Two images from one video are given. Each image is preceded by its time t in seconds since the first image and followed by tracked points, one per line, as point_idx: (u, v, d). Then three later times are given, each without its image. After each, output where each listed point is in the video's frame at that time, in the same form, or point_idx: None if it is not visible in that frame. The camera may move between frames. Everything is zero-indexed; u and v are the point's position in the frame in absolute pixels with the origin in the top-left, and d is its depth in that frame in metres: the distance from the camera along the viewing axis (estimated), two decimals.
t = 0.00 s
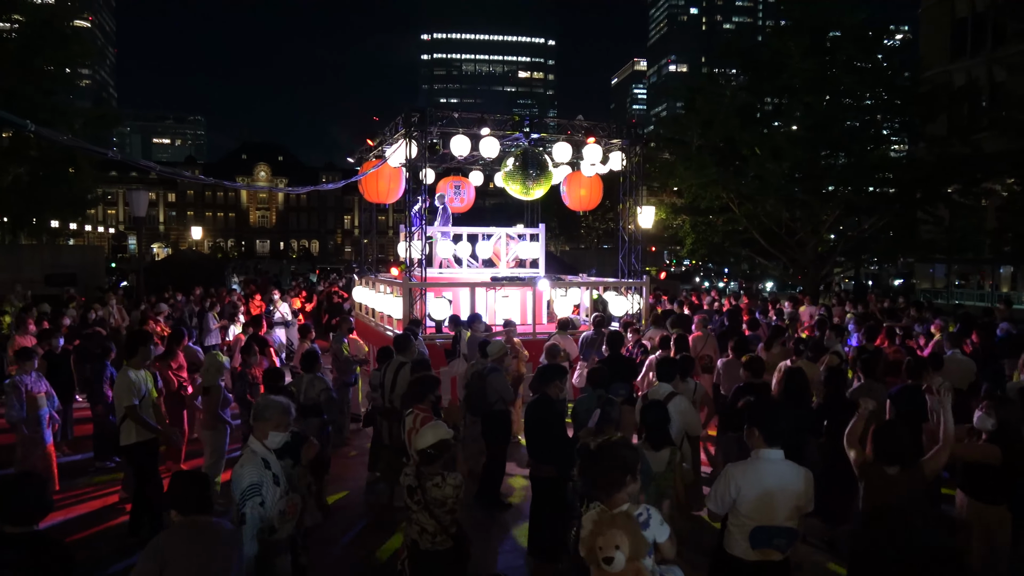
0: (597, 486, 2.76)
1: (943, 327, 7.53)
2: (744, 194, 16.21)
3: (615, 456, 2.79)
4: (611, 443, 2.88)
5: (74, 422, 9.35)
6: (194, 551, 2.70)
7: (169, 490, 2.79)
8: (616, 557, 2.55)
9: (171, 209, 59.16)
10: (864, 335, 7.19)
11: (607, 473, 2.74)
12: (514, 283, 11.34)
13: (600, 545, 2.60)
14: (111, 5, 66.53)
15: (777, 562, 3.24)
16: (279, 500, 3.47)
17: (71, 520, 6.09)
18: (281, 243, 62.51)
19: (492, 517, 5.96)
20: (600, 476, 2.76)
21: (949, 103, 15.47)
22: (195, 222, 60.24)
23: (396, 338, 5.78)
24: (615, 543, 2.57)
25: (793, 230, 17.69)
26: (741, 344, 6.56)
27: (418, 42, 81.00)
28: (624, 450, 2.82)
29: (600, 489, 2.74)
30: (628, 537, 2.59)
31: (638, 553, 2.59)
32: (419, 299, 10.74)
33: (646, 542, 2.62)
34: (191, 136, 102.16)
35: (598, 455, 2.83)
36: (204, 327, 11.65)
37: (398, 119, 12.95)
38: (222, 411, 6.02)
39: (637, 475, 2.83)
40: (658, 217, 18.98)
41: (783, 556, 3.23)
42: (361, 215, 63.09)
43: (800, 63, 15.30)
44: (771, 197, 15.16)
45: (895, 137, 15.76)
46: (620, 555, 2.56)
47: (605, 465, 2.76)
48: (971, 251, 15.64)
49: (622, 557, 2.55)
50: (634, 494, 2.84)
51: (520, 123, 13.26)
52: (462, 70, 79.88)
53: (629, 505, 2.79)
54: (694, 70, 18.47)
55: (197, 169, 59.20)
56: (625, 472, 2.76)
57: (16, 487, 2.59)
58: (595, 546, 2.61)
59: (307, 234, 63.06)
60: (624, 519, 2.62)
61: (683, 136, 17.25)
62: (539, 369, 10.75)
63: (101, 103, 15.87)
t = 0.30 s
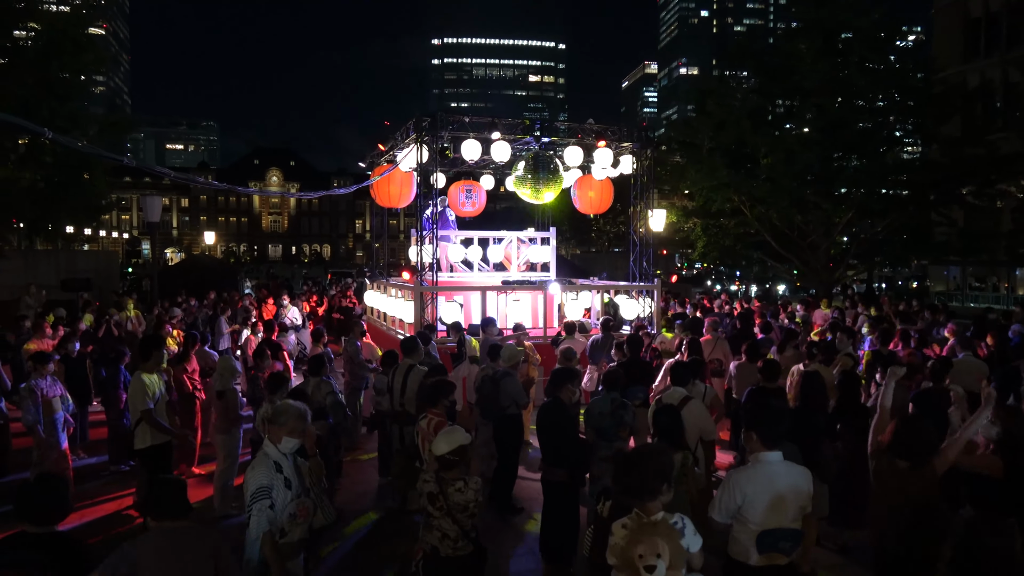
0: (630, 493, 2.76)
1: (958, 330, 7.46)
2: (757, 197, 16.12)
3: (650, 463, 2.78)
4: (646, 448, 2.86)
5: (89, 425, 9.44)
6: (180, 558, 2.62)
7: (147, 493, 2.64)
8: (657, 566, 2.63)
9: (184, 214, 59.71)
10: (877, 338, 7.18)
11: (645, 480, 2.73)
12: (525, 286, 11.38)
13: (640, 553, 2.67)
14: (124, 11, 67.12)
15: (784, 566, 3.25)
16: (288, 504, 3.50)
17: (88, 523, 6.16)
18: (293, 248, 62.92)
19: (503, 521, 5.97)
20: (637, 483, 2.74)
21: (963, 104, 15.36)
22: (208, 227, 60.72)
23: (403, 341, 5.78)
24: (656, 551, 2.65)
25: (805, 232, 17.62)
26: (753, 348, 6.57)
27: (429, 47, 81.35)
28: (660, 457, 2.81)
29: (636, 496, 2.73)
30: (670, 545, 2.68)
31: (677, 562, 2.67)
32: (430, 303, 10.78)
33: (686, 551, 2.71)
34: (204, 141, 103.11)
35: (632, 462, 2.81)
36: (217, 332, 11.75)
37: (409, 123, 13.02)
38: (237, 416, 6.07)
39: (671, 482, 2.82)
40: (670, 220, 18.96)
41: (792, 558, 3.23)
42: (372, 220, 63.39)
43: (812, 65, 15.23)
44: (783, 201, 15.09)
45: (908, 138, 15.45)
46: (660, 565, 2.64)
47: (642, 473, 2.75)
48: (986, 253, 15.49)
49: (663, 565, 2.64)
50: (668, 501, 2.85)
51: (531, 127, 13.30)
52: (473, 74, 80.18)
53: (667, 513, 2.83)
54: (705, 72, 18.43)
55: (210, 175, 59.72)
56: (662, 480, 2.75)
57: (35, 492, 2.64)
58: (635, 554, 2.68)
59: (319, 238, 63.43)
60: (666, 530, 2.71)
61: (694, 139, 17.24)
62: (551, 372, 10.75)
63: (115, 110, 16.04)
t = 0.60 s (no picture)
0: (654, 491, 2.78)
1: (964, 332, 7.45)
2: (762, 199, 16.09)
3: (673, 464, 2.79)
4: (670, 448, 2.88)
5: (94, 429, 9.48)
6: (157, 556, 2.57)
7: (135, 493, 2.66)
8: (666, 564, 2.63)
9: (189, 218, 59.95)
10: (882, 340, 7.18)
11: (670, 480, 2.75)
12: (529, 289, 11.39)
13: (652, 549, 2.67)
14: (129, 14, 67.30)
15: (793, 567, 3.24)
16: (290, 507, 3.51)
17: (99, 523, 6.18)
18: (297, 252, 63.09)
19: (510, 524, 5.98)
20: (663, 482, 2.76)
21: (969, 105, 15.34)
22: (213, 231, 60.97)
23: (407, 344, 5.79)
24: (667, 551, 2.65)
25: (810, 234, 17.58)
26: (758, 350, 6.57)
27: (434, 51, 81.54)
28: (685, 457, 2.83)
29: (661, 495, 2.75)
30: (682, 547, 2.66)
31: (688, 566, 2.65)
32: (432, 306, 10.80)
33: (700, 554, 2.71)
34: (209, 145, 103.57)
35: (656, 461, 2.83)
36: (222, 335, 11.78)
37: (413, 127, 13.06)
38: (242, 419, 6.10)
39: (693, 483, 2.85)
40: (674, 222, 18.95)
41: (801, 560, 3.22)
42: (377, 223, 63.53)
43: (816, 67, 15.24)
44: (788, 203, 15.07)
45: (914, 140, 15.46)
46: (669, 564, 2.64)
47: (667, 474, 2.76)
48: (993, 255, 15.44)
49: (673, 565, 2.64)
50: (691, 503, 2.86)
51: (535, 130, 13.34)
52: (477, 78, 80.39)
53: (687, 515, 2.82)
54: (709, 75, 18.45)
55: (215, 179, 59.97)
56: (686, 481, 2.78)
57: (46, 493, 2.66)
58: (645, 549, 2.69)
59: (324, 242, 63.56)
60: (683, 532, 2.69)
61: (698, 141, 17.26)
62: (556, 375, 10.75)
63: (121, 114, 16.12)
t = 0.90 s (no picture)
0: (662, 491, 2.79)
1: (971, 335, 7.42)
2: (767, 202, 16.08)
3: (683, 466, 2.81)
4: (680, 450, 2.90)
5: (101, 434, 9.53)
6: (168, 558, 2.60)
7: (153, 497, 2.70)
8: (654, 562, 2.56)
9: (195, 223, 60.22)
10: (890, 343, 7.16)
11: (676, 481, 2.77)
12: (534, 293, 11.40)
13: (642, 545, 2.61)
14: (134, 22, 67.69)
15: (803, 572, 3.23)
16: (297, 511, 3.53)
17: (106, 527, 6.21)
18: (303, 256, 63.30)
19: (517, 528, 5.98)
20: (672, 482, 2.78)
21: (975, 107, 15.28)
22: (219, 236, 61.26)
23: (414, 347, 5.80)
24: (658, 548, 2.58)
25: (815, 237, 17.54)
26: (764, 353, 6.56)
27: (438, 55, 81.78)
28: (695, 460, 2.84)
29: (669, 496, 2.77)
30: (673, 547, 2.59)
31: (676, 568, 2.58)
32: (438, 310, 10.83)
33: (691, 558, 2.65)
34: (215, 150, 104.08)
35: (667, 462, 2.84)
36: (228, 341, 11.81)
37: (418, 132, 13.11)
38: (249, 423, 6.12)
39: (703, 486, 2.87)
40: (679, 226, 18.93)
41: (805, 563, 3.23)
42: (382, 227, 63.69)
43: (821, 70, 15.24)
44: (794, 206, 15.04)
45: (919, 143, 15.44)
46: (656, 563, 2.56)
47: (675, 476, 2.78)
48: (1000, 257, 15.36)
49: (662, 563, 2.56)
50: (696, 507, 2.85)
51: (539, 134, 13.37)
52: (481, 82, 80.66)
53: (687, 518, 2.79)
54: (714, 79, 18.44)
55: (221, 184, 60.24)
56: (693, 483, 2.79)
57: (54, 499, 2.67)
58: (636, 544, 2.63)
59: (329, 246, 63.77)
60: (678, 534, 2.61)
61: (703, 144, 17.25)
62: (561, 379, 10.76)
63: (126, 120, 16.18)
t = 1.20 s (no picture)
0: (655, 491, 2.79)
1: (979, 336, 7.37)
2: (772, 204, 16.03)
3: (690, 471, 2.83)
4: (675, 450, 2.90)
5: (107, 437, 9.57)
6: (178, 563, 2.60)
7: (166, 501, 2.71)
8: (632, 558, 2.59)
9: (201, 228, 60.48)
10: (898, 345, 7.12)
11: (669, 480, 2.77)
12: (539, 296, 11.40)
13: (624, 541, 2.65)
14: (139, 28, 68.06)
15: None
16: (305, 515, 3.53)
17: (113, 530, 6.22)
18: (309, 260, 63.47)
19: (523, 531, 5.98)
20: (665, 481, 2.78)
21: (981, 108, 15.18)
22: (225, 240, 61.53)
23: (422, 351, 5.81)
24: (636, 544, 2.61)
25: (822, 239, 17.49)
26: (772, 355, 6.54)
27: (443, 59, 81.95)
28: (689, 460, 2.84)
29: (661, 496, 2.76)
30: (651, 544, 2.60)
31: (656, 564, 2.59)
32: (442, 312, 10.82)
33: (677, 556, 2.64)
34: (221, 154, 104.50)
35: (661, 462, 2.84)
36: (234, 345, 11.83)
37: (422, 135, 13.13)
38: (255, 427, 6.13)
39: (697, 486, 2.86)
40: (685, 228, 18.93)
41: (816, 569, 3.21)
42: (387, 231, 63.81)
43: (825, 71, 15.39)
44: (799, 208, 15.01)
45: (925, 143, 15.33)
46: (636, 559, 2.58)
47: (669, 475, 2.78)
48: (1008, 258, 15.27)
49: (640, 559, 2.59)
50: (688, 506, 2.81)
51: (543, 137, 13.36)
52: (486, 85, 80.74)
53: (676, 518, 2.75)
54: (718, 81, 18.42)
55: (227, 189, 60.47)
56: (686, 484, 2.78)
57: (64, 504, 2.68)
58: (620, 541, 2.66)
59: (335, 250, 63.91)
60: (656, 530, 2.62)
61: (708, 147, 17.23)
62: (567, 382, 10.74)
63: (132, 124, 16.24)
